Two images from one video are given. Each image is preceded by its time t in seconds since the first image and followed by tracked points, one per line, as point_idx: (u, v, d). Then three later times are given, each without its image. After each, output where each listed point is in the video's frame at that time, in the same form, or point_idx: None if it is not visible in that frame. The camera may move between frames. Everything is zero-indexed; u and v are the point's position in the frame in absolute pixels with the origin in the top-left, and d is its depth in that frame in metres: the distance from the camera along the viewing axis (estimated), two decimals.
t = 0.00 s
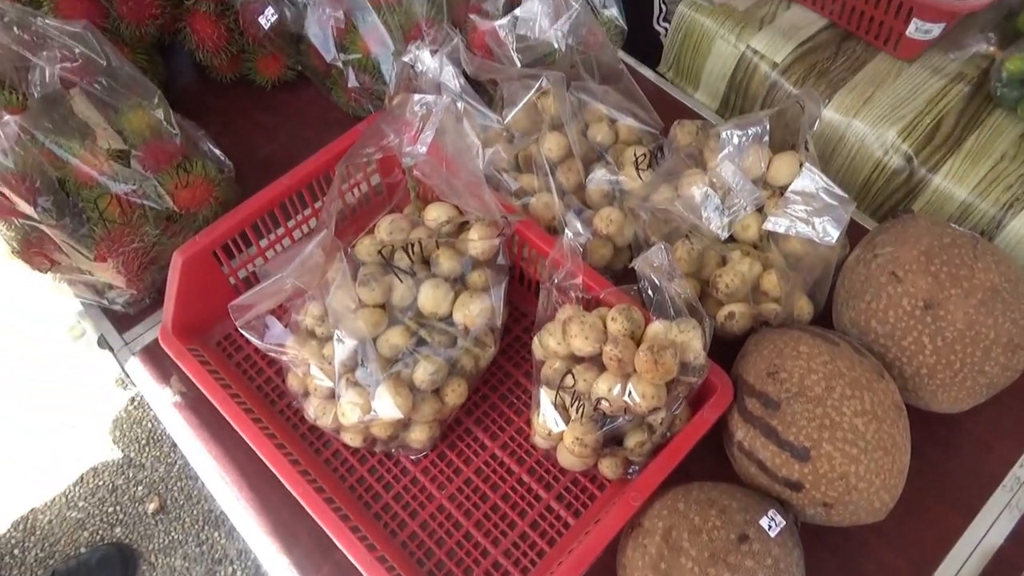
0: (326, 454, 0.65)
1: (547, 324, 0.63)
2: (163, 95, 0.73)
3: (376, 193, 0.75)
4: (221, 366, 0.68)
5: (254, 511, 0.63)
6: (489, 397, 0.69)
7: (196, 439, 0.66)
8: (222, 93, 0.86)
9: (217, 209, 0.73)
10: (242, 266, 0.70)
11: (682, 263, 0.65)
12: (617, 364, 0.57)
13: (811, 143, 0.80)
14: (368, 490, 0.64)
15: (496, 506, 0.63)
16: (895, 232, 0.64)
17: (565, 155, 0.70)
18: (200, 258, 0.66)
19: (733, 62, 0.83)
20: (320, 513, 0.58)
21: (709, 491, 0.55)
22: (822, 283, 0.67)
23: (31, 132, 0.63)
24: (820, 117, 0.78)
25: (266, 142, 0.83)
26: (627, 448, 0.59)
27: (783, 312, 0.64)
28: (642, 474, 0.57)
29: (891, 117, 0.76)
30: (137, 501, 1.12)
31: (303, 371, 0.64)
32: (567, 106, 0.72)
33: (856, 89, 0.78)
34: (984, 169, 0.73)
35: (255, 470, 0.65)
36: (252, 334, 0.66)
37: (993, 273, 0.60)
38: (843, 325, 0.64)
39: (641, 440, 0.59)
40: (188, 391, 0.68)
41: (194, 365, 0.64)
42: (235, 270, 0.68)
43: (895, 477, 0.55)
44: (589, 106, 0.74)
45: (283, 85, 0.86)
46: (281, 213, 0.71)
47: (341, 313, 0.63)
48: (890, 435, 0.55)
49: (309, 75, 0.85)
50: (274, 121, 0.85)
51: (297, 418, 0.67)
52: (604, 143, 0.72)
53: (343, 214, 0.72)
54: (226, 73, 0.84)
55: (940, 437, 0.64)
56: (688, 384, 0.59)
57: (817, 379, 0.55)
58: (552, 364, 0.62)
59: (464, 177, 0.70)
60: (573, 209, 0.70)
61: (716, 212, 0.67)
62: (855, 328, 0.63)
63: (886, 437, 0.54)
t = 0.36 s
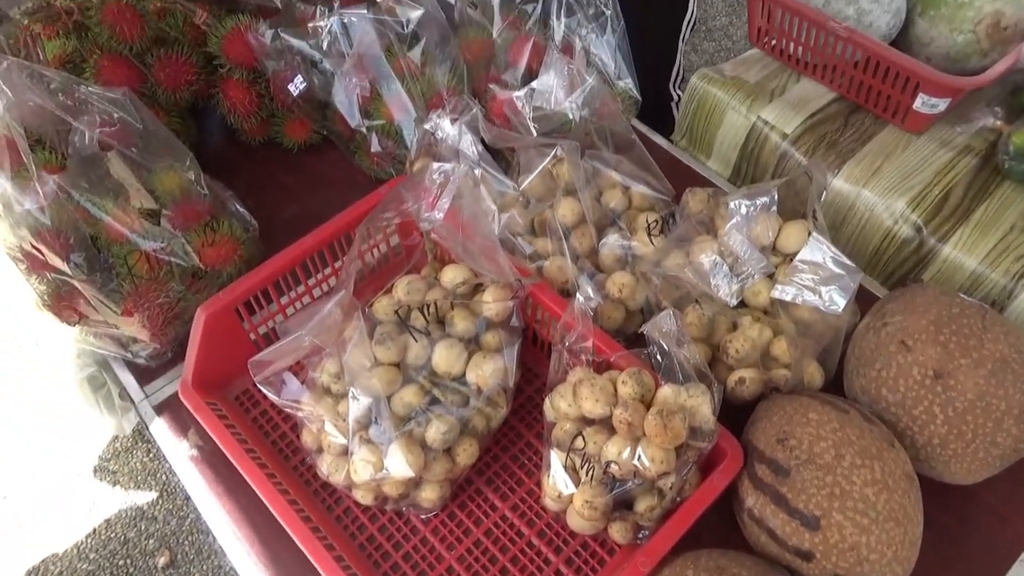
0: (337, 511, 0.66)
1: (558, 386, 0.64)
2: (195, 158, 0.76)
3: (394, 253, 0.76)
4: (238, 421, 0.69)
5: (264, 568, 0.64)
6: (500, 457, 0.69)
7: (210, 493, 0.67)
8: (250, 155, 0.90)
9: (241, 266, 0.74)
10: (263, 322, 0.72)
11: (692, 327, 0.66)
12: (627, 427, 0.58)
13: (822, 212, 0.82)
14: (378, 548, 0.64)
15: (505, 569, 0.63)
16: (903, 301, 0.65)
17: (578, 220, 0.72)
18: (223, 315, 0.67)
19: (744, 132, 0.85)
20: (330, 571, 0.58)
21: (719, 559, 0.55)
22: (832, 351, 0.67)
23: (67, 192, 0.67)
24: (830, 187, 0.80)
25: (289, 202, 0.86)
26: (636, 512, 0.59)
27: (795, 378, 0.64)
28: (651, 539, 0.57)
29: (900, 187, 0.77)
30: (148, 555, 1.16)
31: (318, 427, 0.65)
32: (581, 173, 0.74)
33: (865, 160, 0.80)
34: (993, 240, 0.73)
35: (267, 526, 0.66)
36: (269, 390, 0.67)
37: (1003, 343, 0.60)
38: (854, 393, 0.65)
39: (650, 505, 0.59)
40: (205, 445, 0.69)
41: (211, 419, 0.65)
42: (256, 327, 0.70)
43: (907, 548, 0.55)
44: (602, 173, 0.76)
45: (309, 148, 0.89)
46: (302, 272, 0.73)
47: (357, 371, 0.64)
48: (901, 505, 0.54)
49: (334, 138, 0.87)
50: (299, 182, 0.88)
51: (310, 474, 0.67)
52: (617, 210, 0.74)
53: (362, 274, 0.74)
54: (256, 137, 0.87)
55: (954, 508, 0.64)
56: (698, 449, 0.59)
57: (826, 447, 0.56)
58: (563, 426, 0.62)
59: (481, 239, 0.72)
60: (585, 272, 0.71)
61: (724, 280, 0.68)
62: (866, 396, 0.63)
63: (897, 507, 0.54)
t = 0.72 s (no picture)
0: (340, 559, 0.66)
1: (563, 437, 0.65)
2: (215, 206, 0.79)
3: (405, 302, 0.78)
4: (245, 465, 0.70)
5: None
6: (504, 507, 0.69)
7: (214, 537, 0.67)
8: (268, 204, 0.92)
9: (255, 312, 0.76)
10: (274, 367, 0.73)
11: (697, 381, 0.66)
12: (630, 480, 0.58)
13: (828, 269, 0.83)
14: None
15: None
16: (908, 359, 0.65)
17: (585, 273, 0.73)
18: (235, 359, 0.69)
19: (750, 190, 0.87)
20: None
21: None
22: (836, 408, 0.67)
23: (90, 237, 0.69)
24: (835, 245, 0.81)
25: (304, 250, 0.88)
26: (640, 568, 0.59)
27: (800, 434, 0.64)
28: None
29: (904, 247, 0.78)
30: None
31: (324, 473, 0.66)
32: (589, 228, 0.76)
33: (869, 219, 0.81)
34: (998, 300, 0.73)
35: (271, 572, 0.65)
36: (277, 435, 0.68)
37: (1008, 403, 0.60)
38: (859, 451, 0.65)
39: (654, 560, 0.58)
40: (212, 488, 0.70)
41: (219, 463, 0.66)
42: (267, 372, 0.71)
43: None
44: (610, 229, 0.78)
45: (325, 199, 0.92)
46: (314, 319, 0.74)
47: (365, 418, 0.65)
48: (907, 565, 0.54)
49: (350, 190, 0.90)
50: (314, 231, 0.90)
51: (315, 520, 0.67)
52: (624, 264, 0.76)
53: (373, 322, 0.75)
54: (273, 186, 0.90)
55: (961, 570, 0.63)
56: (701, 503, 0.59)
57: (830, 504, 0.55)
58: (566, 477, 0.63)
59: (491, 291, 0.74)
60: (591, 325, 0.72)
61: (727, 335, 0.69)
62: (871, 454, 0.63)
63: (902, 567, 0.54)
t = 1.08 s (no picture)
0: None
1: (564, 474, 0.65)
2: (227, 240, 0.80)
3: (410, 338, 0.78)
4: (248, 497, 0.70)
5: None
6: (505, 544, 0.69)
7: (215, 569, 0.67)
8: (279, 239, 0.94)
9: (262, 345, 0.77)
10: (279, 401, 0.74)
11: (699, 421, 0.66)
12: (629, 519, 0.58)
13: (831, 310, 0.83)
14: None
15: None
16: (910, 402, 0.65)
17: (588, 311, 0.74)
18: (241, 392, 0.70)
19: (754, 231, 0.88)
20: None
21: None
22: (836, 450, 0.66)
23: (104, 270, 0.70)
24: (838, 286, 0.81)
25: (313, 284, 0.89)
26: None
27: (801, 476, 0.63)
28: None
29: (907, 289, 0.79)
30: None
31: (326, 507, 0.66)
32: (592, 267, 0.77)
33: (872, 261, 0.81)
34: (1002, 343, 0.74)
35: None
36: (280, 468, 0.68)
37: (1009, 448, 0.60)
38: (862, 494, 0.65)
39: None
40: (215, 520, 0.70)
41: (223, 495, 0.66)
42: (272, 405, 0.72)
43: None
44: (614, 268, 0.79)
45: (334, 234, 0.93)
46: (320, 354, 0.75)
47: (367, 452, 0.66)
48: None
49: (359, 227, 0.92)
50: (323, 266, 0.91)
51: (315, 554, 0.67)
52: (627, 303, 0.76)
53: (378, 355, 0.75)
54: (285, 222, 0.92)
55: None
56: (701, 544, 0.59)
57: (830, 547, 0.55)
58: (567, 514, 0.63)
59: (495, 327, 0.75)
60: (594, 362, 0.72)
61: (726, 375, 0.68)
62: (873, 498, 0.63)
63: None
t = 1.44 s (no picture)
0: None
1: (567, 509, 0.65)
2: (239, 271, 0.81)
3: (418, 371, 0.79)
4: (254, 527, 0.70)
5: None
6: None
7: None
8: (292, 271, 0.95)
9: (272, 375, 0.78)
10: (287, 431, 0.75)
11: (703, 458, 0.66)
12: (632, 556, 0.58)
13: (837, 349, 0.83)
14: None
15: None
16: (916, 443, 0.65)
17: (594, 346, 0.75)
18: (251, 421, 0.70)
19: (760, 269, 0.89)
20: None
21: None
22: (842, 490, 0.66)
23: (119, 298, 0.72)
24: (844, 326, 0.82)
25: (323, 315, 0.91)
26: None
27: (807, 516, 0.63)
28: None
29: (913, 329, 0.79)
30: None
31: (331, 538, 0.66)
32: (598, 303, 0.78)
33: (878, 301, 0.82)
34: (1009, 385, 0.73)
35: None
36: (286, 498, 0.69)
37: (1016, 491, 0.60)
38: (868, 536, 0.64)
39: None
40: (220, 549, 0.70)
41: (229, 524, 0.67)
42: (279, 435, 0.72)
43: None
44: (620, 304, 0.79)
45: (346, 267, 0.95)
46: (329, 384, 0.76)
47: (373, 484, 0.66)
48: None
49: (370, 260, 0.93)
50: (334, 297, 0.93)
51: None
52: (633, 339, 0.77)
53: (386, 387, 0.76)
54: (298, 254, 0.93)
55: None
56: None
57: None
58: (570, 550, 0.63)
59: (502, 361, 0.75)
60: (599, 398, 0.72)
61: (729, 413, 0.68)
62: (879, 539, 0.63)
63: None
